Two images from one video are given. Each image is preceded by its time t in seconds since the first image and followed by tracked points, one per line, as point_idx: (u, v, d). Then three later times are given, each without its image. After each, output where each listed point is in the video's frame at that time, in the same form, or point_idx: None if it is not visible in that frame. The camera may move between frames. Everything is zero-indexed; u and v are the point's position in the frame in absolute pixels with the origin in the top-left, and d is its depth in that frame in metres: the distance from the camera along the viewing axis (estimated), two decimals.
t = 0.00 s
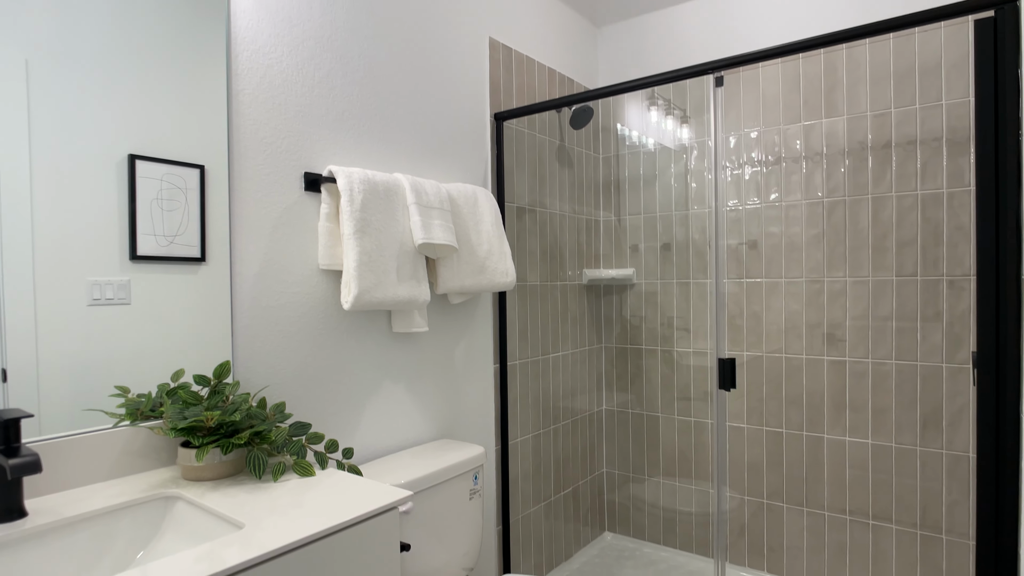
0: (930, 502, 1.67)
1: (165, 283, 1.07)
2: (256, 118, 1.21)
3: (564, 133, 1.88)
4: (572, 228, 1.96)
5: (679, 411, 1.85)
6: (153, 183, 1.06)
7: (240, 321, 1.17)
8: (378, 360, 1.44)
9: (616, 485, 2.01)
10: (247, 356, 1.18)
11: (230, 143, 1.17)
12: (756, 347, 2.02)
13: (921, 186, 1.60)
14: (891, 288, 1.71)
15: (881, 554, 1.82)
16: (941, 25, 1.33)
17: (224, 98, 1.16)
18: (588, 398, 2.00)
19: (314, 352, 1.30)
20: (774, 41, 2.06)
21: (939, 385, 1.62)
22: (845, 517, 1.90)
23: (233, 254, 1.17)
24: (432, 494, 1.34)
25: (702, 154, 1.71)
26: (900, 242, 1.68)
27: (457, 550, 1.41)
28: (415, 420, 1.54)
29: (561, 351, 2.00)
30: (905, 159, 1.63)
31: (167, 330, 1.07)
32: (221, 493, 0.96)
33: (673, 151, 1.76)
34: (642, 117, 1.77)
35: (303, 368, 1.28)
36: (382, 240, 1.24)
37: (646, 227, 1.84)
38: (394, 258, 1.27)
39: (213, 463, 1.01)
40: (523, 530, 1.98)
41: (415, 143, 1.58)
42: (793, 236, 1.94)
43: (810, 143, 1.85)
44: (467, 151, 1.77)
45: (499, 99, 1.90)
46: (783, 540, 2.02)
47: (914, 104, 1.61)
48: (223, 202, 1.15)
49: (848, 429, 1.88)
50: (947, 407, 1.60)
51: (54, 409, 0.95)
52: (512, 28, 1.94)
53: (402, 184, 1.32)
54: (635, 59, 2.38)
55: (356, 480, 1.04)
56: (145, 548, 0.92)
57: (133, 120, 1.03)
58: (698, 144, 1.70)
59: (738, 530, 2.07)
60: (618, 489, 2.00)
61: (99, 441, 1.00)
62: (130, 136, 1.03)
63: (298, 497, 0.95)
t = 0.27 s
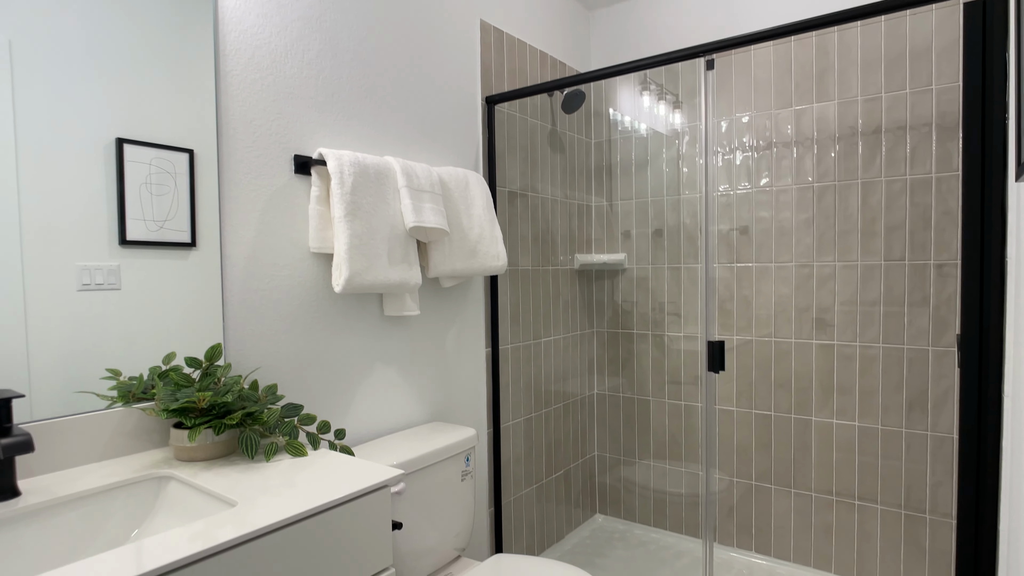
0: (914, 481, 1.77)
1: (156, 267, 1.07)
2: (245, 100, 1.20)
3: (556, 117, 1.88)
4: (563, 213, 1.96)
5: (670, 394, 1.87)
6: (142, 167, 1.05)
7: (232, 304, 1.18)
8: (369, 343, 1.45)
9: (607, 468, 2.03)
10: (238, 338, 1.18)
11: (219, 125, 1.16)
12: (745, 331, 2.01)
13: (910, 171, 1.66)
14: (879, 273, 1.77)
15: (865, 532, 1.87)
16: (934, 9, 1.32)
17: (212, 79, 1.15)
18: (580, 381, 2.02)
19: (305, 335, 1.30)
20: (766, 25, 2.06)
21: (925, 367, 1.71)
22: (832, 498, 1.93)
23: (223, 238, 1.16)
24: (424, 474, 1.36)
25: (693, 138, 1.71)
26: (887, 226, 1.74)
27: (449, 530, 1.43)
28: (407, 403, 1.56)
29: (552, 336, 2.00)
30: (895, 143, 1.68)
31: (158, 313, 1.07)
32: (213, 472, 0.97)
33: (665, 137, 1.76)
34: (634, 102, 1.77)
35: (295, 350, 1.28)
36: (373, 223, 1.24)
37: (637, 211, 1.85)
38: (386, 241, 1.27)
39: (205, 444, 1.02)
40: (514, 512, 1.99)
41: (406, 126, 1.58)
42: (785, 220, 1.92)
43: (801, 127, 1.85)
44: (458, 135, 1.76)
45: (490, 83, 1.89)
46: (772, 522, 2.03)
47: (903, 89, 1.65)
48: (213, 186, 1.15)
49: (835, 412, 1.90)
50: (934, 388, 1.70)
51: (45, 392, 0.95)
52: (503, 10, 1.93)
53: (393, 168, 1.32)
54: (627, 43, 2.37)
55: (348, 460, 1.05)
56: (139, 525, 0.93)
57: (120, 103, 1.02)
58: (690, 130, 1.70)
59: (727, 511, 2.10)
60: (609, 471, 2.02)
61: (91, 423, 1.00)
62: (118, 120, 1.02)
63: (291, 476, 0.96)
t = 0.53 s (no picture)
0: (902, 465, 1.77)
1: (147, 253, 1.07)
2: (235, 82, 1.19)
3: (550, 103, 1.87)
4: (556, 198, 1.96)
5: (662, 379, 1.89)
6: (132, 152, 1.05)
7: (223, 288, 1.17)
8: (362, 328, 1.45)
9: (600, 451, 2.04)
10: (230, 322, 1.18)
11: (209, 108, 1.15)
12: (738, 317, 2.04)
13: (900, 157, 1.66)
14: (869, 258, 1.77)
15: (854, 514, 1.90)
16: None
17: (201, 61, 1.13)
18: (573, 367, 2.04)
19: (297, 319, 1.30)
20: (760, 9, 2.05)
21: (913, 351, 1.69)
22: (821, 481, 1.96)
23: (214, 223, 1.16)
24: (418, 458, 1.37)
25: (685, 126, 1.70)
26: (878, 213, 1.74)
27: (442, 514, 1.45)
28: (400, 387, 1.56)
29: (546, 323, 2.01)
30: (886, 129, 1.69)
31: (149, 299, 1.07)
32: (207, 455, 0.97)
33: (659, 123, 1.76)
34: (628, 87, 1.77)
35: (287, 334, 1.28)
36: (365, 208, 1.24)
37: (630, 197, 1.85)
38: (378, 226, 1.27)
39: (198, 427, 1.02)
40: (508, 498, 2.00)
41: (398, 110, 1.57)
42: (776, 206, 1.93)
43: (794, 113, 1.85)
44: (450, 121, 1.75)
45: (483, 67, 1.87)
46: (761, 504, 2.06)
47: (896, 75, 1.64)
48: (203, 171, 1.14)
49: (824, 397, 1.92)
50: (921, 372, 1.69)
51: (37, 377, 0.95)
52: None
53: (385, 152, 1.31)
54: (622, 28, 2.36)
55: (341, 443, 1.05)
56: (133, 506, 0.94)
57: (108, 86, 1.01)
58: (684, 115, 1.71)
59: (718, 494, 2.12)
60: (602, 455, 2.03)
61: (83, 407, 1.00)
62: (107, 104, 1.01)
63: (284, 459, 0.97)
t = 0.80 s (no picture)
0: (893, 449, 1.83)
1: (139, 241, 1.06)
2: (225, 68, 1.18)
3: (544, 90, 1.86)
4: (550, 186, 1.95)
5: (655, 366, 1.89)
6: (123, 139, 1.04)
7: (215, 276, 1.17)
8: (355, 315, 1.45)
9: (594, 437, 2.08)
10: (222, 310, 1.18)
11: (200, 95, 1.14)
12: (730, 305, 2.02)
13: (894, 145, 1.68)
14: (861, 246, 1.80)
15: (844, 499, 1.93)
16: None
17: (191, 47, 1.12)
18: (566, 355, 2.05)
19: (290, 307, 1.31)
20: None
21: (904, 340, 1.74)
22: (811, 466, 1.99)
23: (206, 210, 1.15)
24: (411, 444, 1.38)
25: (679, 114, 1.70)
26: (871, 200, 1.77)
27: (436, 500, 1.46)
28: (394, 374, 1.57)
29: (540, 310, 2.01)
30: (879, 117, 1.70)
31: (142, 287, 1.07)
32: (201, 442, 0.98)
33: (652, 110, 1.75)
34: (622, 75, 1.76)
35: (280, 322, 1.28)
36: (358, 195, 1.24)
37: (624, 185, 1.86)
38: (371, 213, 1.27)
39: (192, 414, 1.03)
40: (501, 484, 2.01)
41: (390, 97, 1.56)
42: (769, 194, 1.93)
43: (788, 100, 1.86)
44: (443, 107, 1.74)
45: (476, 53, 1.86)
46: (753, 490, 2.09)
47: (890, 62, 1.64)
48: (195, 158, 1.13)
49: (816, 383, 1.94)
50: (912, 360, 1.73)
51: (30, 366, 0.95)
52: None
53: (378, 139, 1.31)
54: (616, 14, 2.35)
55: (334, 429, 1.06)
56: (128, 492, 0.94)
57: (98, 73, 1.00)
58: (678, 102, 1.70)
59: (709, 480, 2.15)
60: (596, 441, 2.07)
61: (77, 395, 1.01)
62: (96, 90, 1.00)
63: (278, 445, 0.98)
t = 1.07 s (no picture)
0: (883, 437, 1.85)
1: (132, 232, 1.07)
2: (216, 57, 1.17)
3: (537, 81, 1.86)
4: (544, 177, 1.96)
5: (648, 356, 1.91)
6: (115, 129, 1.04)
7: (208, 267, 1.17)
8: (349, 306, 1.46)
9: (587, 426, 2.12)
10: (215, 300, 1.18)
11: (191, 85, 1.14)
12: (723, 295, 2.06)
13: (886, 136, 1.70)
14: (853, 236, 1.81)
15: (836, 488, 1.95)
16: None
17: (182, 36, 1.12)
18: (560, 344, 2.08)
19: (283, 297, 1.31)
20: None
21: (896, 331, 1.77)
22: (803, 455, 2.00)
23: (198, 201, 1.15)
24: (405, 434, 1.39)
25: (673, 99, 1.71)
26: (863, 191, 1.78)
27: (429, 489, 1.47)
28: (387, 364, 1.58)
29: (534, 299, 2.01)
30: (871, 108, 1.72)
31: (135, 277, 1.07)
32: (194, 432, 0.98)
33: (647, 101, 1.76)
34: (616, 65, 1.77)
35: (273, 312, 1.29)
36: (350, 186, 1.24)
37: (618, 175, 1.87)
38: (364, 204, 1.27)
39: (185, 404, 1.03)
40: (494, 471, 2.00)
41: (383, 86, 1.55)
42: (761, 184, 1.94)
43: (781, 91, 1.86)
44: (437, 97, 1.74)
45: (470, 43, 1.85)
46: (744, 479, 2.11)
47: (881, 53, 1.67)
48: (187, 148, 1.13)
49: (807, 372, 1.96)
50: (902, 350, 1.78)
51: (23, 356, 0.95)
52: None
53: (370, 130, 1.30)
54: (610, 4, 2.35)
55: (327, 419, 1.07)
56: (122, 481, 0.95)
57: (88, 62, 1.00)
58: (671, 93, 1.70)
59: (701, 469, 2.17)
60: (589, 430, 2.11)
61: (70, 385, 1.01)
62: (87, 80, 1.00)
63: (271, 434, 0.99)
